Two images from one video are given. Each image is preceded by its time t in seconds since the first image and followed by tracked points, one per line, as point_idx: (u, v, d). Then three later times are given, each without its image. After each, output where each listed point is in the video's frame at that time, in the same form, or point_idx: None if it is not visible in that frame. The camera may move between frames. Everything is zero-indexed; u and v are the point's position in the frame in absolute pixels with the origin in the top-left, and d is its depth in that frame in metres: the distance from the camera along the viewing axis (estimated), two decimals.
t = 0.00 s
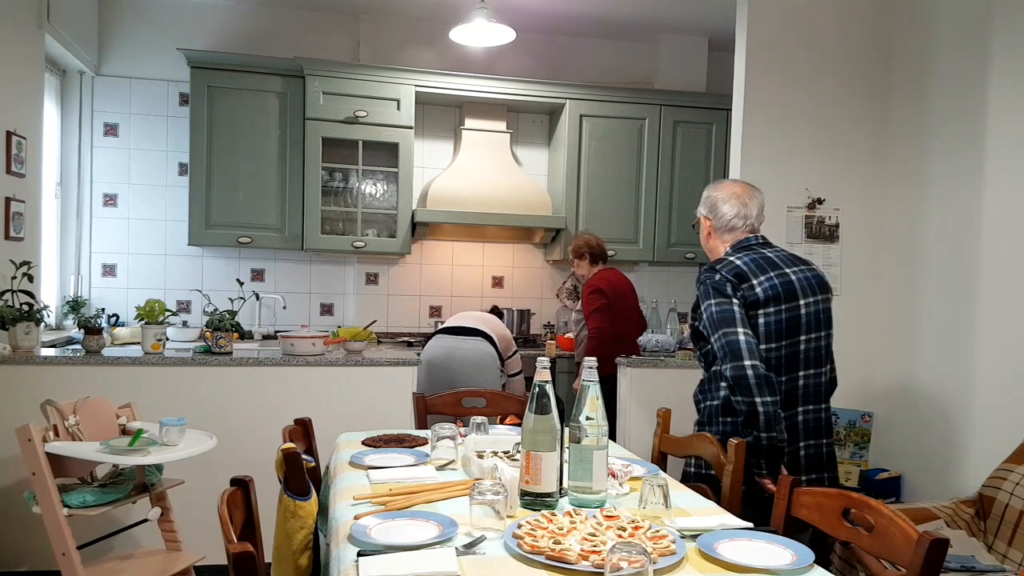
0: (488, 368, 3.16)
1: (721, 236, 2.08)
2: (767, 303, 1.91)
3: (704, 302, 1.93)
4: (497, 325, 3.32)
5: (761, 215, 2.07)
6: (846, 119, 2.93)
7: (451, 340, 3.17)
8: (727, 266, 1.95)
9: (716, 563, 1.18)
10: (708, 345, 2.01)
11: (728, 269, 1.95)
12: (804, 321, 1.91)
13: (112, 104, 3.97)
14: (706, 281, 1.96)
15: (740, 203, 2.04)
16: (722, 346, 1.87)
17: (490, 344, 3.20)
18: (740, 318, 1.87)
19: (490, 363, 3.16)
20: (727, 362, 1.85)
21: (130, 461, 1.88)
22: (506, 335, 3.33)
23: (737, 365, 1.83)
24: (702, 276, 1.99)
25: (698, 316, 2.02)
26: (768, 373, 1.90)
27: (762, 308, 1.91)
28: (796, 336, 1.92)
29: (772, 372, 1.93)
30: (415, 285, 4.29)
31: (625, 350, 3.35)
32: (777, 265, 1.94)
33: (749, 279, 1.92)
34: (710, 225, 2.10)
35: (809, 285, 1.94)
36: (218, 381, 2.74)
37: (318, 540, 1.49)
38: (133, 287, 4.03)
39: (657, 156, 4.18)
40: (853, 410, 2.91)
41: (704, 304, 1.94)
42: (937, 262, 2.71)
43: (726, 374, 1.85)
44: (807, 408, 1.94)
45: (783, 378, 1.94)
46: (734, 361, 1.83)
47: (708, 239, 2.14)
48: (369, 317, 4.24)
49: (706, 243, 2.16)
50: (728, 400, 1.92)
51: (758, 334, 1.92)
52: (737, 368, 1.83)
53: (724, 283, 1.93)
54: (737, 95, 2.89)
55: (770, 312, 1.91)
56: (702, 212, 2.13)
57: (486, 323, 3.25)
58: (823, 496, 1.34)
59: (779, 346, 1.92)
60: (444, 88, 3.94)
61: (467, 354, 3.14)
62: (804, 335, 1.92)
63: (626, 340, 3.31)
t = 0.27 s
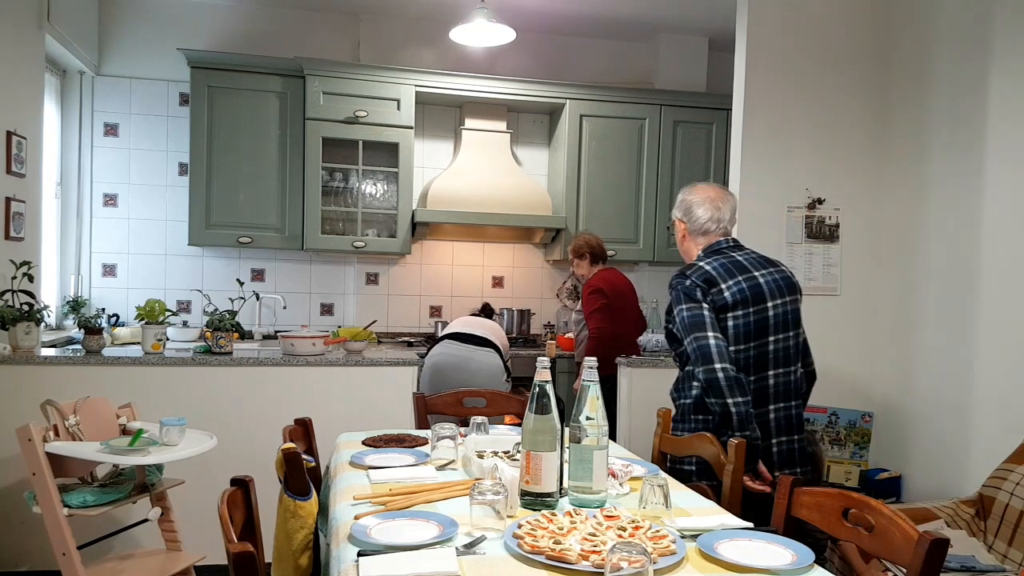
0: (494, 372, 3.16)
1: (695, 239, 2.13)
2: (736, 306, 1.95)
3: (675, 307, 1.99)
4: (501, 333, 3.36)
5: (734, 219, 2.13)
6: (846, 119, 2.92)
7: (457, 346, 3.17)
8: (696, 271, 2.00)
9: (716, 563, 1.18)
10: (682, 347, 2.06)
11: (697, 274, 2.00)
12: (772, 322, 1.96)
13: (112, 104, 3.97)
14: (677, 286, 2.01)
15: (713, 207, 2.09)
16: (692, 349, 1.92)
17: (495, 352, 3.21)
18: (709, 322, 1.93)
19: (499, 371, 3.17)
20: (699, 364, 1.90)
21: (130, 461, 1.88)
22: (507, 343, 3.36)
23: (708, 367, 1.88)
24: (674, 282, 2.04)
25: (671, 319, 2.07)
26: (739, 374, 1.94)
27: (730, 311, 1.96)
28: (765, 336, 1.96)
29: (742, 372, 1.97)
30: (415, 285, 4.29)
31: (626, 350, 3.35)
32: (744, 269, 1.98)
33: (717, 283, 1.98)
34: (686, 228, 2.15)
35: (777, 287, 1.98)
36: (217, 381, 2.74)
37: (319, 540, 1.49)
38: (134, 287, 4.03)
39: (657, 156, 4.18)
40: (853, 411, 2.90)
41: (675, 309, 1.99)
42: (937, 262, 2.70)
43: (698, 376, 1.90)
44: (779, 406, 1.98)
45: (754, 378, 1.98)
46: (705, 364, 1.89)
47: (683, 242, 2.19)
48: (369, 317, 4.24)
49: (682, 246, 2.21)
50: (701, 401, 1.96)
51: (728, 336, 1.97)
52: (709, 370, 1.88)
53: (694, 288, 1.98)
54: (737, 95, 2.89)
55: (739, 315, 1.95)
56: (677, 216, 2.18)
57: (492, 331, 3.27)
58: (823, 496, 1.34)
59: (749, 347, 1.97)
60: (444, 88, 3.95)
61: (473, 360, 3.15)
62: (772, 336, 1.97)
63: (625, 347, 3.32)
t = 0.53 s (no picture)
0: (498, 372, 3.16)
1: (685, 239, 2.13)
2: (725, 302, 1.96)
3: (664, 302, 1.99)
4: (502, 335, 3.37)
5: (722, 219, 2.13)
6: (847, 119, 2.92)
7: (460, 347, 3.18)
8: (686, 266, 2.00)
9: (716, 563, 1.18)
10: (672, 341, 2.07)
11: (687, 269, 2.00)
12: (760, 317, 1.97)
13: (113, 104, 3.97)
14: (667, 282, 2.01)
15: (702, 207, 2.09)
16: (682, 343, 1.93)
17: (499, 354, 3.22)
18: (698, 317, 1.93)
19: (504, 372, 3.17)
20: (688, 358, 1.92)
21: (130, 461, 1.88)
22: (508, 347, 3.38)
23: (697, 361, 1.90)
24: (664, 277, 2.04)
25: (660, 313, 2.08)
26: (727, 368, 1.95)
27: (719, 307, 1.97)
28: (753, 332, 1.97)
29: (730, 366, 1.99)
30: (415, 286, 4.29)
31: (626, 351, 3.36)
32: (732, 264, 1.99)
33: (706, 279, 1.98)
34: (675, 227, 2.14)
35: (765, 283, 1.99)
36: (218, 381, 2.74)
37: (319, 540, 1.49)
38: (134, 287, 4.03)
39: (657, 156, 4.18)
40: (854, 410, 2.90)
41: (664, 304, 1.99)
42: (938, 262, 2.70)
43: (687, 369, 1.92)
44: (766, 400, 1.99)
45: (742, 372, 1.99)
46: (694, 358, 1.90)
47: (672, 241, 2.19)
48: (369, 317, 4.24)
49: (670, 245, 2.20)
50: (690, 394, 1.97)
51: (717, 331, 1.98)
52: (698, 364, 1.90)
53: (684, 283, 1.98)
54: (737, 95, 2.89)
55: (728, 310, 1.96)
56: (666, 215, 2.18)
57: (495, 334, 3.29)
58: (823, 496, 1.34)
59: (737, 342, 1.98)
60: (444, 88, 3.95)
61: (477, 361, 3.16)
62: (760, 332, 1.97)
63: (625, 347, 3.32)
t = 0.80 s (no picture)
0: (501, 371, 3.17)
1: (690, 235, 2.12)
2: (735, 301, 1.96)
3: (676, 298, 1.97)
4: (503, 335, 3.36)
5: (727, 217, 2.13)
6: (847, 119, 2.92)
7: (462, 346, 3.19)
8: (698, 263, 1.99)
9: (716, 563, 1.18)
10: (678, 338, 2.06)
11: (699, 266, 1.99)
12: (767, 318, 1.97)
13: (113, 104, 3.97)
14: (679, 278, 2.00)
15: (708, 204, 2.09)
16: (693, 340, 1.92)
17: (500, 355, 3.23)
18: (711, 314, 1.92)
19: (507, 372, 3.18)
20: (699, 355, 1.90)
21: (131, 461, 1.88)
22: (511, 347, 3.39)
23: (708, 358, 1.89)
24: (674, 273, 2.02)
25: (668, 310, 2.06)
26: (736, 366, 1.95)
27: (730, 305, 1.96)
28: (760, 332, 1.98)
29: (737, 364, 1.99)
30: (416, 286, 4.29)
31: (625, 351, 3.36)
32: (745, 264, 1.99)
33: (719, 277, 1.97)
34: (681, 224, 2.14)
35: (773, 284, 2.00)
36: (218, 381, 2.74)
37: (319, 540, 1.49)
38: (134, 287, 4.03)
39: (657, 156, 4.18)
40: (855, 410, 2.93)
41: (676, 301, 1.97)
42: (938, 262, 2.70)
43: (698, 366, 1.90)
44: (767, 399, 2.00)
45: (747, 371, 1.99)
46: (706, 355, 1.89)
47: (678, 238, 2.18)
48: (369, 317, 4.24)
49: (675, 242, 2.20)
50: (697, 391, 1.96)
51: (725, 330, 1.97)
52: (709, 361, 1.88)
53: (696, 281, 1.97)
54: (737, 95, 2.89)
55: (737, 310, 1.96)
56: (672, 212, 2.18)
57: (498, 335, 3.29)
58: (824, 496, 1.34)
59: (745, 341, 1.98)
60: (445, 88, 3.95)
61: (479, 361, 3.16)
62: (766, 332, 1.98)
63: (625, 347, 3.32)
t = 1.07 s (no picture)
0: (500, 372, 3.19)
1: (692, 235, 2.12)
2: (738, 302, 1.96)
3: (680, 299, 1.97)
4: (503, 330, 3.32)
5: (729, 216, 2.13)
6: (847, 119, 2.92)
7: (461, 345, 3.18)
8: (703, 264, 1.99)
9: (716, 563, 1.18)
10: (680, 338, 2.05)
11: (704, 267, 1.99)
12: (770, 319, 1.98)
13: (113, 103, 3.97)
14: (683, 279, 1.99)
15: (710, 203, 2.09)
16: (697, 341, 1.91)
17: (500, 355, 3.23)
18: (714, 316, 1.92)
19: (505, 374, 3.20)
20: (702, 357, 1.90)
21: (131, 462, 1.88)
22: (510, 342, 3.40)
23: (712, 360, 1.88)
24: (678, 274, 2.02)
25: (671, 309, 2.06)
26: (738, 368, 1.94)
27: (733, 307, 1.96)
28: (762, 333, 1.98)
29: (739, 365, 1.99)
30: (416, 286, 4.29)
31: (625, 351, 3.36)
32: (749, 265, 1.99)
33: (723, 278, 1.97)
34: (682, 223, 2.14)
35: (776, 285, 2.00)
36: (218, 381, 2.75)
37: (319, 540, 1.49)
38: (134, 287, 4.03)
39: (657, 156, 4.18)
40: (855, 410, 2.91)
41: (680, 302, 1.97)
42: (938, 261, 2.70)
43: (701, 367, 1.90)
44: (768, 400, 2.00)
45: (748, 372, 1.99)
46: (709, 357, 1.88)
47: (679, 237, 2.18)
48: (369, 317, 4.24)
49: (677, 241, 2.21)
50: (699, 392, 1.96)
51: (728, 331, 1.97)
52: (712, 363, 1.88)
53: (701, 281, 1.97)
54: (737, 95, 2.89)
55: (740, 311, 1.96)
56: (674, 211, 2.18)
57: (498, 332, 3.27)
58: (824, 496, 1.34)
59: (748, 342, 1.98)
60: (445, 88, 3.95)
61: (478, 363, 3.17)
62: (768, 333, 1.98)
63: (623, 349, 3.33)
